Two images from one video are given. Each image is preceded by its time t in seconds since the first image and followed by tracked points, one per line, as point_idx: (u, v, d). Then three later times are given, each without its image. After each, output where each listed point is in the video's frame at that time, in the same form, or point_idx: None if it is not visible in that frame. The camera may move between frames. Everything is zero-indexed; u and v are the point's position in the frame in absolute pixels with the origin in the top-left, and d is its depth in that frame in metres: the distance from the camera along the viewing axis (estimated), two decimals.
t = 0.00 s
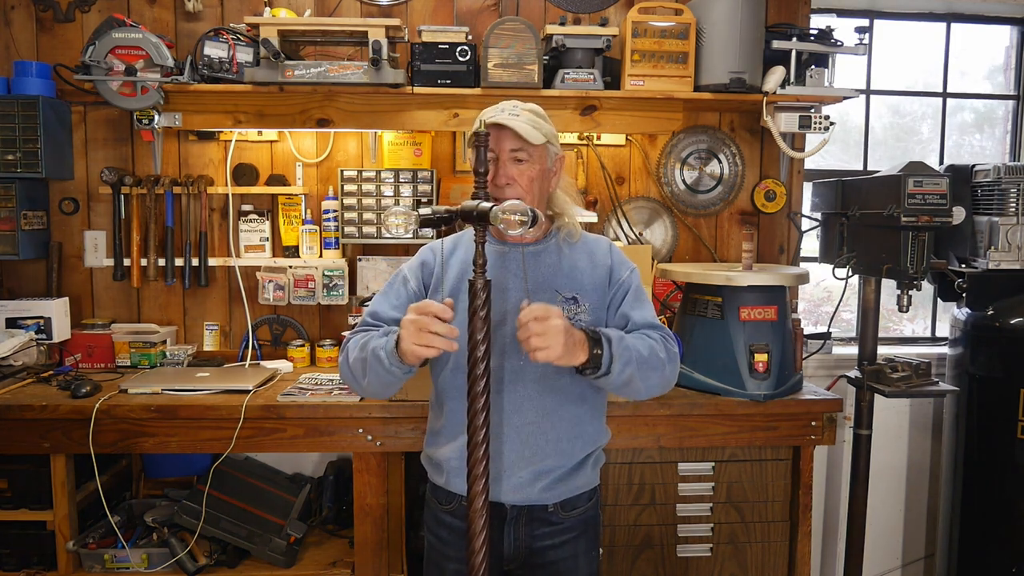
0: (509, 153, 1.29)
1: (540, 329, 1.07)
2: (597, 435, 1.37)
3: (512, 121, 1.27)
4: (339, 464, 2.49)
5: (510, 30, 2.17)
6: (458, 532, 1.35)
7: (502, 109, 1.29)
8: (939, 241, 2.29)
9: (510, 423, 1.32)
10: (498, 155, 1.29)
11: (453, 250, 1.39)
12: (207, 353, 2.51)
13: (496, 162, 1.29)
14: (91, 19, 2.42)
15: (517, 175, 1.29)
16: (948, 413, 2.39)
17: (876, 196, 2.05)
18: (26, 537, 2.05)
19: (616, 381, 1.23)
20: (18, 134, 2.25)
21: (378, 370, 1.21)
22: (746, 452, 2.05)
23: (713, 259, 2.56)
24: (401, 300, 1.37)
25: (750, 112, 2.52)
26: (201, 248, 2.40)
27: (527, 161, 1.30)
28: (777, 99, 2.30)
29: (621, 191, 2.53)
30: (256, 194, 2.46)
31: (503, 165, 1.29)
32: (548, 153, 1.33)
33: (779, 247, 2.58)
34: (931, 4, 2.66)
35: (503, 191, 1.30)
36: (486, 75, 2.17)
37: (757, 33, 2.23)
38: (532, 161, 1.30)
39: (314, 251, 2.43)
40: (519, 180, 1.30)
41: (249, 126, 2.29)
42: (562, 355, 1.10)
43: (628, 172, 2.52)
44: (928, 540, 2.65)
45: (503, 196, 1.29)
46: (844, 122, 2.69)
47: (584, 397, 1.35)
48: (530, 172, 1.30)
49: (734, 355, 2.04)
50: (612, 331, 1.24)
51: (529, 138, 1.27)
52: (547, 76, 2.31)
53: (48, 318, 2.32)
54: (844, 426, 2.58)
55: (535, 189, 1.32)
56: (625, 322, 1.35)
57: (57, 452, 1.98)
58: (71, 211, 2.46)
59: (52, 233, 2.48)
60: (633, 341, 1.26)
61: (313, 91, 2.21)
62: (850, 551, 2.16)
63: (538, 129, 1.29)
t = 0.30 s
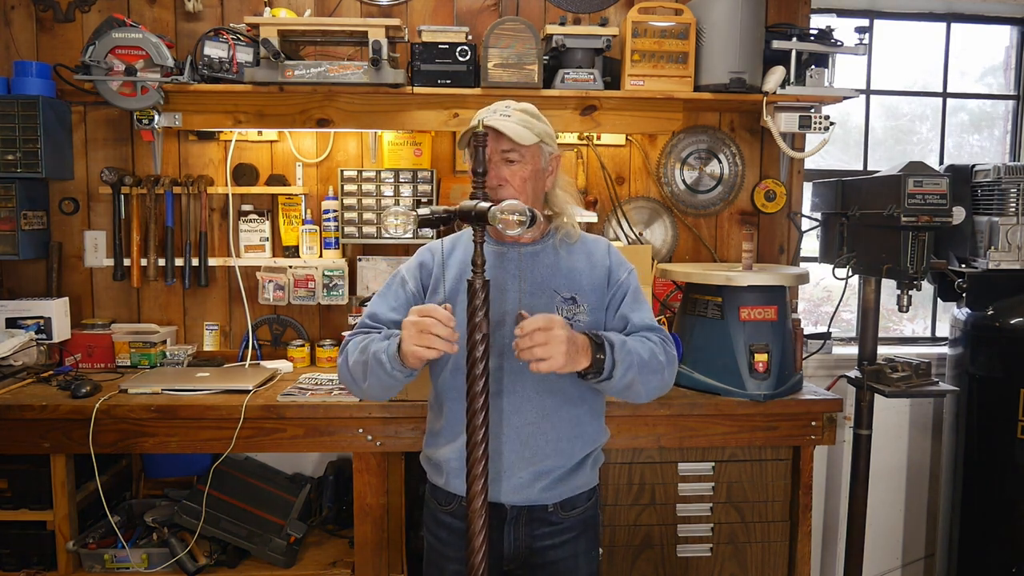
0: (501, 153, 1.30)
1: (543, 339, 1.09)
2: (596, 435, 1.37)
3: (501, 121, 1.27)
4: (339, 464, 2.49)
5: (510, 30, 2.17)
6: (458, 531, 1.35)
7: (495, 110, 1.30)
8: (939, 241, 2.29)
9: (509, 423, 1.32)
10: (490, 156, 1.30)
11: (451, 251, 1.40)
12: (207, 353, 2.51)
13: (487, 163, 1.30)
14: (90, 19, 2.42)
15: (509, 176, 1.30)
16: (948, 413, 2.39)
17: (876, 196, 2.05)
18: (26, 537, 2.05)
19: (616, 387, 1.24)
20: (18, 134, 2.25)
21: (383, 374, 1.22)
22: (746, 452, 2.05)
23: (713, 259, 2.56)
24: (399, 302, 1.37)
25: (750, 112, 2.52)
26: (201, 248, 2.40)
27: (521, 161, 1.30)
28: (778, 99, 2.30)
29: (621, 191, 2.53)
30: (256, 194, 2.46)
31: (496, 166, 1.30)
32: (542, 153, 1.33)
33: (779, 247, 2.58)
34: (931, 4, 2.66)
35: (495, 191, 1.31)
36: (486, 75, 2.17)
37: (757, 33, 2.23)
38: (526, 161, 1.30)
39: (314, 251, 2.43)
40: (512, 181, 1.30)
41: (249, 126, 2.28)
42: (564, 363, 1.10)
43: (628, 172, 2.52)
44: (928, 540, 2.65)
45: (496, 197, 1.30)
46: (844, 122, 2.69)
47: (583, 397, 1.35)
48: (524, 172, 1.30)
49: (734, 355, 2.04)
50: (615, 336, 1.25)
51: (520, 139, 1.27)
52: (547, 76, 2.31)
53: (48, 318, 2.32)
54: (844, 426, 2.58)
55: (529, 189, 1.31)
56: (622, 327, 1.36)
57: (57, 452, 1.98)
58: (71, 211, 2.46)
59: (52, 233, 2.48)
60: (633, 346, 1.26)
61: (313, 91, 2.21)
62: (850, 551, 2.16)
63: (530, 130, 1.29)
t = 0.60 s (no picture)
0: (523, 149, 1.31)
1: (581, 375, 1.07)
2: (595, 435, 1.36)
3: (530, 117, 1.30)
4: (339, 464, 2.49)
5: (510, 30, 2.17)
6: (458, 531, 1.35)
7: (516, 105, 1.31)
8: (939, 241, 2.29)
9: (508, 425, 1.31)
10: (511, 150, 1.31)
11: (448, 253, 1.40)
12: (207, 353, 2.51)
13: (510, 156, 1.31)
14: (90, 19, 2.42)
15: (528, 172, 1.32)
16: (948, 413, 2.39)
17: (876, 196, 2.05)
18: (26, 537, 2.05)
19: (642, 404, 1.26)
20: (18, 134, 2.25)
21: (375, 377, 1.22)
22: (746, 452, 2.05)
23: (713, 259, 2.56)
24: (396, 304, 1.37)
25: (750, 112, 2.52)
26: (201, 248, 2.40)
27: (539, 159, 1.33)
28: (778, 99, 2.30)
29: (621, 191, 2.53)
30: (256, 194, 2.46)
31: (517, 160, 1.31)
32: (555, 156, 1.37)
33: (779, 247, 2.58)
34: (931, 4, 2.66)
35: (512, 186, 1.31)
36: (486, 75, 2.17)
37: (757, 33, 2.23)
38: (543, 160, 1.34)
39: (314, 251, 2.43)
40: (530, 177, 1.32)
41: (249, 126, 2.28)
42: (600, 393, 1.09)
43: (628, 172, 2.52)
44: (928, 540, 2.65)
45: (514, 189, 1.30)
46: (844, 121, 2.69)
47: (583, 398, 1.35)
48: (541, 170, 1.34)
49: (734, 355, 2.04)
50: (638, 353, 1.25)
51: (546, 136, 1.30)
52: (547, 76, 2.31)
53: (48, 318, 2.32)
54: (844, 426, 2.58)
55: (541, 189, 1.34)
56: (624, 331, 1.37)
57: (56, 452, 1.98)
58: (71, 211, 2.46)
59: (52, 233, 2.48)
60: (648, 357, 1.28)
61: (313, 91, 2.21)
62: (850, 551, 2.16)
63: (552, 131, 1.34)
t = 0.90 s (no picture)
0: (548, 152, 1.33)
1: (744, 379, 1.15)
2: (595, 436, 1.37)
3: (559, 122, 1.32)
4: (339, 464, 2.49)
5: (509, 30, 2.17)
6: (458, 531, 1.36)
7: (546, 108, 1.32)
8: (939, 241, 2.29)
9: (511, 426, 1.31)
10: (537, 152, 1.32)
11: (451, 253, 1.40)
12: (207, 353, 2.51)
13: (535, 157, 1.32)
14: (90, 19, 2.42)
15: (550, 176, 1.34)
16: (948, 413, 2.39)
17: (875, 196, 2.05)
18: (26, 537, 2.05)
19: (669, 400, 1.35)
20: (18, 134, 2.25)
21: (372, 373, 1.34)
22: (746, 452, 2.05)
23: (713, 259, 2.56)
24: (393, 303, 1.38)
25: (750, 112, 2.52)
26: (201, 248, 2.40)
27: (561, 165, 1.36)
28: (778, 99, 2.30)
29: (621, 191, 2.53)
30: (256, 194, 2.46)
31: (542, 163, 1.33)
32: (574, 162, 1.40)
33: (779, 247, 2.58)
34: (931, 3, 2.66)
35: (534, 187, 1.32)
36: (486, 75, 2.17)
37: (757, 33, 2.23)
38: (564, 166, 1.37)
39: (314, 251, 2.43)
40: (551, 181, 1.34)
41: (249, 126, 2.28)
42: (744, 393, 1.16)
43: (628, 172, 2.52)
44: (928, 540, 2.65)
45: (535, 191, 1.32)
46: (844, 121, 2.69)
47: (585, 401, 1.35)
48: (561, 175, 1.36)
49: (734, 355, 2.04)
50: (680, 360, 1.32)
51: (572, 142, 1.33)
52: (547, 76, 2.30)
53: (48, 318, 2.32)
54: (844, 426, 2.58)
55: (558, 193, 1.37)
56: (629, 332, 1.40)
57: (56, 452, 1.98)
58: (71, 211, 2.46)
59: (52, 233, 2.48)
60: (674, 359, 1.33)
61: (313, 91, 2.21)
62: (850, 551, 2.16)
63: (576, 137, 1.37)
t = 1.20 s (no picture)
0: (555, 154, 1.32)
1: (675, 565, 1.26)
2: (600, 440, 1.38)
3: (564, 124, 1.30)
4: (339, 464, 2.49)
5: (510, 30, 2.17)
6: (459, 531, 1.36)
7: (552, 109, 1.32)
8: (940, 241, 2.29)
9: (517, 430, 1.31)
10: (543, 154, 1.31)
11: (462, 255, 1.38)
12: (207, 353, 2.51)
13: (541, 160, 1.31)
14: (91, 19, 2.42)
15: (557, 179, 1.32)
16: (948, 415, 2.38)
17: (875, 196, 2.05)
18: (26, 537, 2.05)
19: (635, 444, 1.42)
20: (18, 134, 2.25)
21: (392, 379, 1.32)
22: (746, 452, 2.05)
23: (713, 259, 2.57)
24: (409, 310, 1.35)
25: (750, 112, 2.52)
26: (201, 248, 2.40)
27: (569, 166, 1.33)
28: (778, 99, 2.29)
29: (621, 191, 2.52)
30: (256, 194, 2.46)
31: (548, 165, 1.32)
32: (585, 164, 1.37)
33: (779, 247, 2.58)
34: (931, 3, 2.66)
35: (540, 191, 1.31)
36: (486, 75, 2.17)
37: (757, 33, 2.23)
38: (572, 168, 1.34)
39: (314, 251, 2.43)
40: (557, 184, 1.32)
41: (249, 126, 2.28)
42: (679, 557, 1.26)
43: (628, 171, 2.52)
44: (928, 540, 2.65)
45: (541, 195, 1.31)
46: (844, 121, 2.69)
47: (590, 406, 1.36)
48: (569, 177, 1.34)
49: (734, 355, 2.04)
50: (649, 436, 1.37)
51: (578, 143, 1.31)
52: (547, 76, 2.31)
53: (48, 318, 2.32)
54: (844, 426, 2.58)
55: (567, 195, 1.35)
56: (633, 347, 1.40)
57: (57, 452, 1.98)
58: (71, 211, 2.46)
59: (52, 233, 2.48)
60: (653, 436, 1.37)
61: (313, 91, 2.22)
62: (850, 551, 2.16)
63: (586, 138, 1.34)
